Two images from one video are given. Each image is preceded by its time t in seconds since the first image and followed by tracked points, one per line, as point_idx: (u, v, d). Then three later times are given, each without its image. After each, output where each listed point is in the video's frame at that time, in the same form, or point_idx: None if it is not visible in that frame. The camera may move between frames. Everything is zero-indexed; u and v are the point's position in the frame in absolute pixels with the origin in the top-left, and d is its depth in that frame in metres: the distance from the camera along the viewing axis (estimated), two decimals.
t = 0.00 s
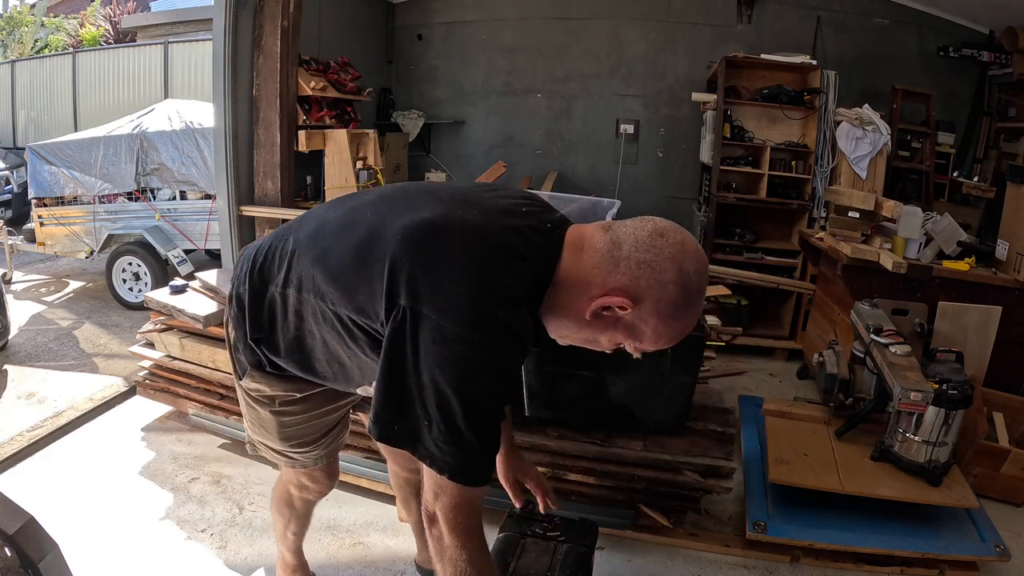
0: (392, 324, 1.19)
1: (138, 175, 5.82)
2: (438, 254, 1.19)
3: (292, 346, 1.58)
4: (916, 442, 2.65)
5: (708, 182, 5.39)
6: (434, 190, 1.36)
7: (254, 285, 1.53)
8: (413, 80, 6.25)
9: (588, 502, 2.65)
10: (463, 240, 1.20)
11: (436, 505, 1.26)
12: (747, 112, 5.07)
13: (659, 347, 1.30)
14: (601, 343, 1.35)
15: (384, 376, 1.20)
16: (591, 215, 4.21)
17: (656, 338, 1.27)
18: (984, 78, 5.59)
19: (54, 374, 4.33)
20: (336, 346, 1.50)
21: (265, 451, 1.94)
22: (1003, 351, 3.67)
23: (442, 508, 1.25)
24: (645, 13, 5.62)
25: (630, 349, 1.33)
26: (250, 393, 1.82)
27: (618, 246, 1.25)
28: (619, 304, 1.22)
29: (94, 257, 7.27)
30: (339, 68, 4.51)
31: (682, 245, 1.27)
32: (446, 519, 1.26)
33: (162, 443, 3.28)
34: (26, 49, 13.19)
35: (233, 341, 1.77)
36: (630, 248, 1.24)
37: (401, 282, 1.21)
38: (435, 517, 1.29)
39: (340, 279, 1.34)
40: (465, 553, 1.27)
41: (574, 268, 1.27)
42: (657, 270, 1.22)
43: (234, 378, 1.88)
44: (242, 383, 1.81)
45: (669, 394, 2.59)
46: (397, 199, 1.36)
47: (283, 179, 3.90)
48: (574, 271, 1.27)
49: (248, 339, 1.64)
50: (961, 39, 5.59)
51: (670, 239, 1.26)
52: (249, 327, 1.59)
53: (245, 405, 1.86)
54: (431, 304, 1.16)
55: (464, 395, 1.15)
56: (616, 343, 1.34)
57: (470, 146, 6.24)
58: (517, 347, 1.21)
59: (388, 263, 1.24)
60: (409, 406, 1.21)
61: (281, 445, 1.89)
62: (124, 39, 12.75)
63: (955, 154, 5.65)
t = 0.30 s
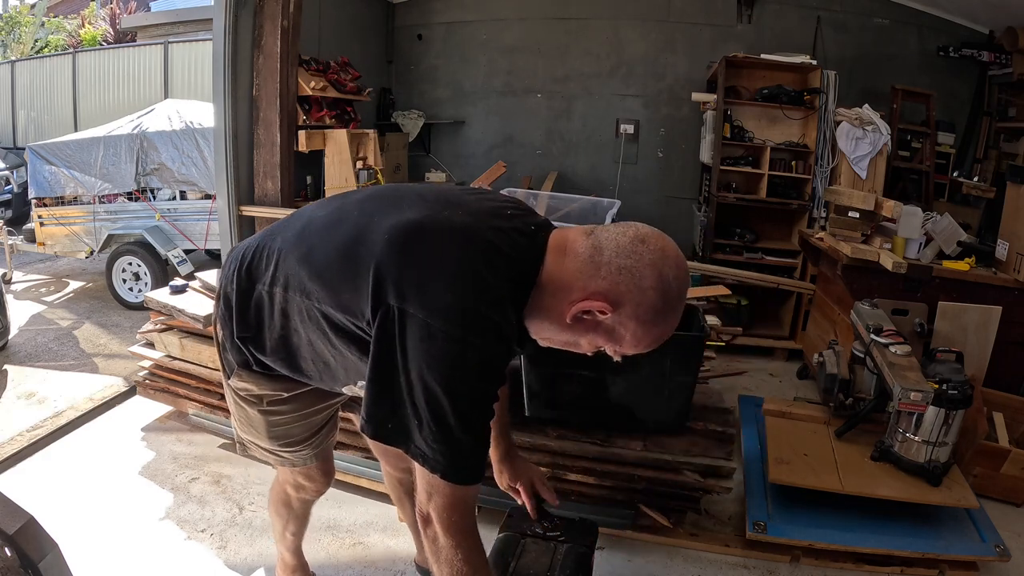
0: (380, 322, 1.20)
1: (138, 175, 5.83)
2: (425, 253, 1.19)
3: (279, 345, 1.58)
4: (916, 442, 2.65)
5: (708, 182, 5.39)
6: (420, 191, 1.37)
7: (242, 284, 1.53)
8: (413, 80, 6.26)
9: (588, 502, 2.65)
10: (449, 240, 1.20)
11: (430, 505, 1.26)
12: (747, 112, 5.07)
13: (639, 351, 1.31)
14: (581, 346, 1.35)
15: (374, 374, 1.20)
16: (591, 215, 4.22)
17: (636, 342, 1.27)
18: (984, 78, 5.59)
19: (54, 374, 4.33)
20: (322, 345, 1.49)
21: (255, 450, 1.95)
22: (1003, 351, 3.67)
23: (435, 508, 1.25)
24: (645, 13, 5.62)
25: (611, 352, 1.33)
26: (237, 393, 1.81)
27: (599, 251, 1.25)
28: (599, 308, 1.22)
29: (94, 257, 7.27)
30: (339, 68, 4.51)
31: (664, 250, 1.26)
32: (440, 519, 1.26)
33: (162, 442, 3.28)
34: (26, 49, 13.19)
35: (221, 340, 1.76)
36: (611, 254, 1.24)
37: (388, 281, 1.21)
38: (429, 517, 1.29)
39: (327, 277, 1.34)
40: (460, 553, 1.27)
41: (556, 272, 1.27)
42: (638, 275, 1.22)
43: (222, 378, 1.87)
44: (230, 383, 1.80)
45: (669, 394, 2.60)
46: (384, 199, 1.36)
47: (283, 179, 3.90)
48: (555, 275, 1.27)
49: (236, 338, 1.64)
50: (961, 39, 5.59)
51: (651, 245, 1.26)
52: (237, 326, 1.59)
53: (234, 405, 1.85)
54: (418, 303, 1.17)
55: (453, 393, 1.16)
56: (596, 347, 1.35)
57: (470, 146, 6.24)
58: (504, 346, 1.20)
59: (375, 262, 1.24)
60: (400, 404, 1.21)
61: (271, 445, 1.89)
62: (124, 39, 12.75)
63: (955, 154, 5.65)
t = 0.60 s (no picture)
0: (372, 322, 1.20)
1: (138, 175, 5.83)
2: (416, 254, 1.20)
3: (272, 345, 1.58)
4: (916, 442, 2.65)
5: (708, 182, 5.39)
6: (412, 192, 1.37)
7: (235, 284, 1.53)
8: (413, 80, 6.26)
9: (588, 502, 2.66)
10: (440, 241, 1.20)
11: (426, 507, 1.26)
12: (747, 112, 5.07)
13: (627, 356, 1.31)
14: (570, 350, 1.35)
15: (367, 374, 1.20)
16: (591, 215, 4.22)
17: (624, 347, 1.28)
18: (984, 78, 5.59)
19: (54, 374, 4.33)
20: (315, 345, 1.49)
21: (250, 450, 1.94)
22: (1003, 351, 3.67)
23: (431, 508, 1.25)
24: (645, 13, 5.62)
25: (599, 356, 1.33)
26: (231, 392, 1.80)
27: (588, 256, 1.25)
28: (588, 313, 1.22)
29: (94, 257, 7.27)
30: (339, 68, 4.51)
31: (652, 256, 1.26)
32: (436, 519, 1.26)
33: (162, 443, 3.28)
34: (26, 49, 13.20)
35: (215, 340, 1.77)
36: (601, 259, 1.24)
37: (380, 282, 1.21)
38: (425, 518, 1.29)
39: (318, 278, 1.34)
40: (456, 553, 1.27)
41: (546, 277, 1.26)
42: (626, 281, 1.22)
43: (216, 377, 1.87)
44: (223, 382, 1.80)
45: (669, 394, 2.60)
46: (375, 200, 1.37)
47: (283, 179, 3.90)
48: (545, 280, 1.26)
49: (228, 337, 1.64)
50: (961, 39, 5.59)
51: (641, 252, 1.25)
52: (231, 326, 1.59)
53: (228, 405, 1.84)
54: (410, 304, 1.17)
55: (447, 393, 1.16)
56: (584, 351, 1.35)
57: (470, 146, 6.24)
58: (496, 347, 1.20)
59: (367, 262, 1.25)
60: (394, 404, 1.21)
61: (266, 444, 1.89)
62: (124, 39, 12.73)
63: (955, 154, 5.65)
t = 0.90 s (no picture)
0: (369, 323, 1.20)
1: (138, 175, 5.83)
2: (412, 254, 1.20)
3: (269, 345, 1.58)
4: (916, 442, 2.65)
5: (708, 182, 5.38)
6: (407, 192, 1.37)
7: (232, 285, 1.53)
8: (414, 80, 6.26)
9: (588, 502, 2.65)
10: (436, 241, 1.20)
11: (426, 507, 1.26)
12: (747, 112, 5.07)
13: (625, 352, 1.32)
14: (569, 346, 1.36)
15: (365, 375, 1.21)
16: (591, 215, 4.22)
17: (622, 344, 1.28)
18: (984, 78, 5.59)
19: (54, 374, 4.33)
20: (312, 345, 1.49)
21: (250, 449, 1.94)
22: (1003, 351, 3.66)
23: (431, 508, 1.25)
24: (646, 13, 5.62)
25: (597, 353, 1.34)
26: (230, 391, 1.80)
27: (585, 251, 1.25)
28: (586, 310, 1.23)
29: (94, 257, 7.27)
30: (339, 68, 4.51)
31: (649, 251, 1.26)
32: (435, 520, 1.26)
33: (162, 443, 3.28)
34: (26, 48, 13.20)
35: (213, 338, 1.77)
36: (597, 255, 1.24)
37: (377, 282, 1.21)
38: (425, 518, 1.29)
39: (315, 278, 1.34)
40: (456, 554, 1.26)
41: (543, 274, 1.26)
42: (623, 276, 1.22)
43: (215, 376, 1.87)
44: (222, 380, 1.80)
45: (669, 394, 2.60)
46: (371, 200, 1.37)
47: (283, 179, 3.90)
48: (541, 277, 1.26)
49: (226, 337, 1.64)
50: (961, 39, 5.59)
51: (637, 246, 1.26)
52: (228, 326, 1.59)
53: (228, 403, 1.85)
54: (407, 304, 1.17)
55: (445, 393, 1.16)
56: (583, 347, 1.36)
57: (470, 146, 6.24)
58: (493, 348, 1.20)
59: (363, 263, 1.25)
60: (392, 406, 1.22)
61: (265, 443, 1.89)
62: (123, 39, 12.72)
63: (955, 154, 5.65)
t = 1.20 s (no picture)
0: (370, 323, 1.20)
1: (138, 175, 5.83)
2: (412, 255, 1.19)
3: (270, 345, 1.58)
4: (916, 442, 2.65)
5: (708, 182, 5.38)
6: (407, 192, 1.37)
7: (233, 285, 1.53)
8: (413, 80, 6.26)
9: (589, 503, 2.66)
10: (437, 241, 1.20)
11: (426, 506, 1.26)
12: (747, 112, 5.07)
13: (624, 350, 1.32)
14: (568, 344, 1.37)
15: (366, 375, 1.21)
16: (591, 215, 4.22)
17: (621, 342, 1.29)
18: (984, 78, 5.59)
19: (54, 374, 4.33)
20: (313, 346, 1.49)
21: (250, 448, 1.95)
22: (1003, 351, 3.66)
23: (432, 508, 1.25)
24: (646, 13, 5.62)
25: (596, 350, 1.35)
26: (230, 390, 1.81)
27: (584, 249, 1.26)
28: (585, 307, 1.24)
29: (94, 257, 7.28)
30: (339, 68, 4.51)
31: (648, 249, 1.27)
32: (436, 519, 1.26)
33: (162, 443, 3.28)
34: (26, 48, 13.20)
35: (214, 339, 1.77)
36: (597, 253, 1.25)
37: (378, 283, 1.21)
38: (426, 518, 1.29)
39: (315, 278, 1.34)
40: (456, 554, 1.26)
41: (542, 272, 1.27)
42: (622, 273, 1.23)
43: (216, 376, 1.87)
44: (222, 380, 1.81)
45: (669, 394, 2.59)
46: (372, 201, 1.37)
47: (283, 179, 3.90)
48: (541, 275, 1.27)
49: (226, 337, 1.64)
50: (961, 39, 5.59)
51: (636, 244, 1.27)
52: (229, 326, 1.59)
53: (227, 403, 1.85)
54: (408, 304, 1.16)
55: (446, 392, 1.15)
56: (582, 345, 1.36)
57: (470, 146, 6.24)
58: (495, 347, 1.20)
59: (364, 263, 1.25)
60: (393, 405, 1.21)
61: (265, 443, 1.89)
62: (124, 39, 12.72)
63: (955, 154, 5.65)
